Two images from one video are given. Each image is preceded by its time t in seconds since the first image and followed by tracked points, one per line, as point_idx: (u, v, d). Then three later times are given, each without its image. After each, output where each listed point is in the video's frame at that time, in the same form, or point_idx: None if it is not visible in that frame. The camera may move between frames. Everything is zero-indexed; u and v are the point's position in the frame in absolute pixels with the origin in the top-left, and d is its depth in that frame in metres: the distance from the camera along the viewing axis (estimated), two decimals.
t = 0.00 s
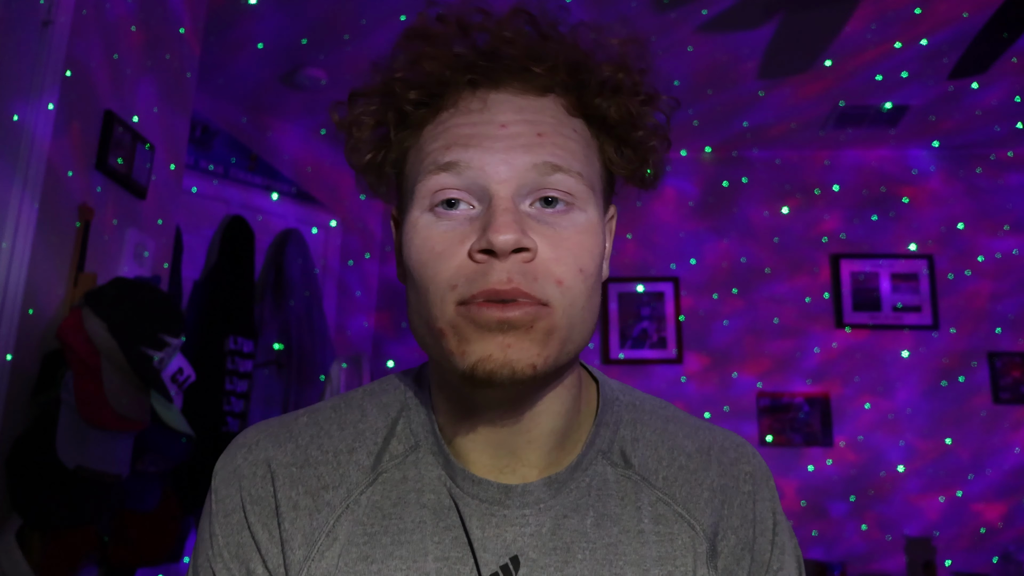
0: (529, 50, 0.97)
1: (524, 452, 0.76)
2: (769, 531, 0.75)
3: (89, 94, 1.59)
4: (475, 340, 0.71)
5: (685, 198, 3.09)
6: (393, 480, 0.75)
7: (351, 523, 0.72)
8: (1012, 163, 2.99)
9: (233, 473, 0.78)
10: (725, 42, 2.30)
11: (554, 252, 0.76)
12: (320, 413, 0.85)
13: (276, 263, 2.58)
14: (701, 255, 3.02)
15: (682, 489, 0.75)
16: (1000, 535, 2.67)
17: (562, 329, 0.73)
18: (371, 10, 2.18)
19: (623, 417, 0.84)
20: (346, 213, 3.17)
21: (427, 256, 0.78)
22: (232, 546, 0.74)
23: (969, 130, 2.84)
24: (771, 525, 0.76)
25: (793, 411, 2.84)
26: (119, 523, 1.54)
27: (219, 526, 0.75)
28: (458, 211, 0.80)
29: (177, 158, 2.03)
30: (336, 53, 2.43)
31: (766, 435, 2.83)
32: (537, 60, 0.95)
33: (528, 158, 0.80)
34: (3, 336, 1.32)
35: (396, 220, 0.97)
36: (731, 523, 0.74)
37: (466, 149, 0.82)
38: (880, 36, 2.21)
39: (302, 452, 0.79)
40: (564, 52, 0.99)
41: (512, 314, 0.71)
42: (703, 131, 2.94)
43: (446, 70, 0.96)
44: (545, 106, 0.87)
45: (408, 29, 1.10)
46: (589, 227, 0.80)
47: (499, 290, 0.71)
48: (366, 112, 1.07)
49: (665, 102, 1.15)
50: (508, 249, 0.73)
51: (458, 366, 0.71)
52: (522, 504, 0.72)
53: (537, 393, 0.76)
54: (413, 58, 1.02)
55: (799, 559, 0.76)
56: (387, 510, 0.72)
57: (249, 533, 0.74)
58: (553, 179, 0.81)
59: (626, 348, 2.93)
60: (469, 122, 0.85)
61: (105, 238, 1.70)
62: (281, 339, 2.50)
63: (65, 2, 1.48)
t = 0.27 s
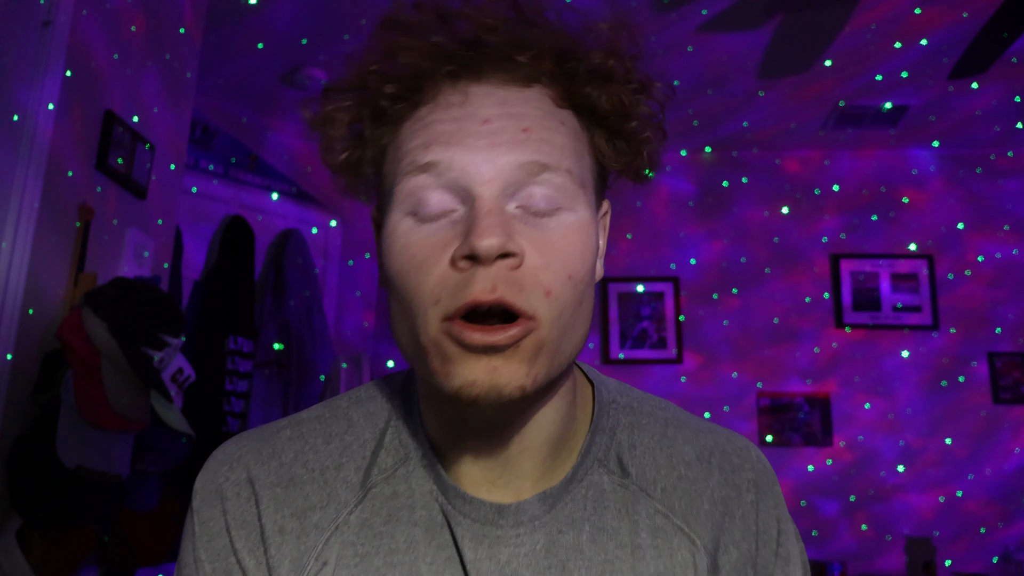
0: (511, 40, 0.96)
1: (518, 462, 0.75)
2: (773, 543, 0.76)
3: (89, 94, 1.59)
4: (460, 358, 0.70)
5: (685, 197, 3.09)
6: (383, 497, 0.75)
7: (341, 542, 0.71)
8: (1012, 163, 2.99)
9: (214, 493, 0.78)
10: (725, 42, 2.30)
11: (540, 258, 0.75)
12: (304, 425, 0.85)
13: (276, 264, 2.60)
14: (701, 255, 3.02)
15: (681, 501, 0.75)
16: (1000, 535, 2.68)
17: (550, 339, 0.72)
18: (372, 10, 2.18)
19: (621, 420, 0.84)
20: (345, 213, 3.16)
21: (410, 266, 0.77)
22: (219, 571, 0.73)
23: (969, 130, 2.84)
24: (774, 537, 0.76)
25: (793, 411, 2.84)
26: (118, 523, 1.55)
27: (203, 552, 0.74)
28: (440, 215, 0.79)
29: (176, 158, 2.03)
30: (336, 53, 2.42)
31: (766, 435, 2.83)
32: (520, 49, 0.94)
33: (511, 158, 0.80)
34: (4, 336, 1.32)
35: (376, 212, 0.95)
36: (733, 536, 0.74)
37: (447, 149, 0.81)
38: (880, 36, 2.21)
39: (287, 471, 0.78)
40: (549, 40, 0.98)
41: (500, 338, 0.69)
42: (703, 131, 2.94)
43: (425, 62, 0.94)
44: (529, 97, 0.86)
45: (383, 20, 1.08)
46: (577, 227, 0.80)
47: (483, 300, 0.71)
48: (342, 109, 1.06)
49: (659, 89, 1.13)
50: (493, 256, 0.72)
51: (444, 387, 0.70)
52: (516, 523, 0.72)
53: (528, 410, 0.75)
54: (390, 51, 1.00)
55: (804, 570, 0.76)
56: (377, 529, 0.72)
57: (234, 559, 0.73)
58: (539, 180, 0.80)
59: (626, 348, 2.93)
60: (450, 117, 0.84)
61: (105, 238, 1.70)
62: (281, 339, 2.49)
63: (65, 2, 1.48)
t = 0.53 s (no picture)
0: (494, 40, 0.95)
1: (514, 468, 0.75)
2: (775, 544, 0.75)
3: (89, 94, 1.59)
4: (449, 362, 0.70)
5: (685, 197, 3.09)
6: (382, 499, 0.75)
7: (341, 544, 0.71)
8: (1012, 163, 2.99)
9: (211, 497, 0.77)
10: (725, 42, 2.30)
11: (529, 262, 0.74)
12: (302, 428, 0.86)
13: (276, 264, 2.59)
14: (701, 255, 3.02)
15: (681, 502, 0.74)
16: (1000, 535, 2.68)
17: (541, 342, 0.72)
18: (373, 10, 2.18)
19: (621, 421, 0.84)
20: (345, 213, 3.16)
21: (399, 271, 0.77)
22: None
23: (969, 130, 2.85)
24: (778, 537, 0.75)
25: (793, 411, 2.84)
26: (117, 523, 1.54)
27: (200, 554, 0.74)
28: (427, 223, 0.79)
29: (176, 158, 2.03)
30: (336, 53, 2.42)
31: (766, 435, 2.83)
32: (506, 49, 0.93)
33: (497, 164, 0.79)
34: (4, 337, 1.32)
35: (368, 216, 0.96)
36: (736, 536, 0.73)
37: (431, 157, 0.81)
38: (880, 36, 2.22)
39: (287, 473, 0.79)
40: (534, 38, 0.96)
41: (492, 338, 0.70)
42: (703, 131, 2.94)
43: (407, 65, 0.94)
44: (514, 100, 0.86)
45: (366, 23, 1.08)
46: (568, 231, 0.79)
47: (470, 307, 0.70)
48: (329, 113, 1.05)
49: (653, 85, 1.11)
50: (479, 262, 0.71)
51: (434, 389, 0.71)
52: (516, 525, 0.72)
53: (524, 411, 0.74)
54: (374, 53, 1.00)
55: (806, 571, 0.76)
56: (377, 531, 0.72)
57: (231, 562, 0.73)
58: (526, 185, 0.79)
59: (626, 349, 2.93)
60: (435, 123, 0.84)
61: (105, 238, 1.70)
62: (281, 339, 2.48)
63: (65, 2, 1.48)
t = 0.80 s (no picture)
0: (511, 58, 1.05)
1: (524, 453, 0.77)
2: (761, 517, 0.74)
3: (89, 94, 1.59)
4: (477, 333, 0.73)
5: (685, 198, 3.09)
6: (398, 478, 0.75)
7: (356, 516, 0.72)
8: (1012, 163, 2.99)
9: (242, 468, 0.78)
10: (725, 42, 2.30)
11: (548, 246, 0.78)
12: (326, 416, 0.86)
13: (276, 264, 2.61)
14: (701, 255, 3.02)
15: (671, 480, 0.75)
16: (1000, 535, 2.68)
17: (559, 318, 0.75)
18: (372, 10, 2.18)
19: (617, 418, 0.85)
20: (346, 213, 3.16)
21: (427, 259, 0.80)
22: (236, 544, 0.73)
23: (969, 130, 2.85)
24: (763, 510, 0.75)
25: (793, 411, 2.84)
26: (119, 523, 1.53)
27: (228, 518, 0.74)
28: (454, 215, 0.82)
29: (176, 158, 2.03)
30: (336, 53, 2.42)
31: (766, 435, 2.83)
32: (522, 64, 1.03)
33: (518, 160, 0.84)
34: (4, 336, 1.32)
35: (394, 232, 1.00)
36: (722, 509, 0.74)
37: (460, 156, 0.85)
38: (880, 35, 2.21)
39: (310, 449, 0.79)
40: (548, 56, 1.07)
41: (515, 309, 0.73)
42: (703, 131, 2.94)
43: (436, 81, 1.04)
44: (531, 110, 0.92)
45: (396, 48, 1.18)
46: (580, 224, 0.83)
47: (497, 283, 0.74)
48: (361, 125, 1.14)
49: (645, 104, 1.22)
50: (505, 242, 0.75)
51: (461, 360, 0.73)
52: (519, 500, 0.72)
53: (534, 384, 0.76)
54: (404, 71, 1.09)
55: (791, 546, 0.75)
56: (391, 506, 0.72)
57: (259, 524, 0.74)
58: (545, 181, 0.84)
59: (627, 348, 2.94)
60: (462, 128, 0.89)
61: (105, 238, 1.70)
62: (281, 339, 2.49)
63: (65, 2, 1.48)
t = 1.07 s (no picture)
0: (521, 71, 1.09)
1: (523, 443, 0.78)
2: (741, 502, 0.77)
3: (88, 94, 1.59)
4: (488, 316, 0.74)
5: (685, 198, 3.09)
6: (402, 466, 0.76)
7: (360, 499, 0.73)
8: (1012, 163, 2.99)
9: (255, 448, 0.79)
10: (725, 42, 2.30)
11: (555, 239, 0.80)
12: (336, 408, 0.86)
13: (275, 264, 2.60)
14: (701, 255, 3.02)
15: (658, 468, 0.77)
16: (1000, 535, 2.67)
17: (565, 306, 0.76)
18: (372, 10, 2.17)
19: (609, 414, 0.86)
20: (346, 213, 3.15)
21: (440, 248, 0.81)
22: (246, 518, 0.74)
23: (970, 130, 2.84)
24: (743, 494, 0.78)
25: (793, 411, 2.84)
26: (118, 523, 1.53)
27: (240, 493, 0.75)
28: (466, 209, 0.84)
29: (176, 158, 2.03)
30: (336, 53, 2.42)
31: (766, 436, 2.83)
32: (533, 75, 1.07)
33: (528, 160, 0.86)
34: (4, 336, 1.32)
35: (404, 235, 1.02)
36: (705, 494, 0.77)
37: (474, 155, 0.87)
38: (881, 35, 2.21)
39: (320, 433, 0.80)
40: (557, 70, 1.11)
41: (522, 291, 0.75)
42: (703, 131, 2.94)
43: (453, 87, 1.05)
44: (539, 118, 0.95)
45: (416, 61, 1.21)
46: (584, 222, 0.85)
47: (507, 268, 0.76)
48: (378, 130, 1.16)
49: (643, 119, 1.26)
50: (516, 231, 0.78)
51: (471, 342, 0.75)
52: (515, 485, 0.74)
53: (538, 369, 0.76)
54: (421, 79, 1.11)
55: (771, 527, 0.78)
56: (396, 490, 0.74)
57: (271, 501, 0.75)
58: (553, 179, 0.86)
59: (626, 348, 2.94)
60: (474, 132, 0.92)
61: (105, 238, 1.70)
62: (281, 339, 2.48)
63: (65, 2, 1.48)
